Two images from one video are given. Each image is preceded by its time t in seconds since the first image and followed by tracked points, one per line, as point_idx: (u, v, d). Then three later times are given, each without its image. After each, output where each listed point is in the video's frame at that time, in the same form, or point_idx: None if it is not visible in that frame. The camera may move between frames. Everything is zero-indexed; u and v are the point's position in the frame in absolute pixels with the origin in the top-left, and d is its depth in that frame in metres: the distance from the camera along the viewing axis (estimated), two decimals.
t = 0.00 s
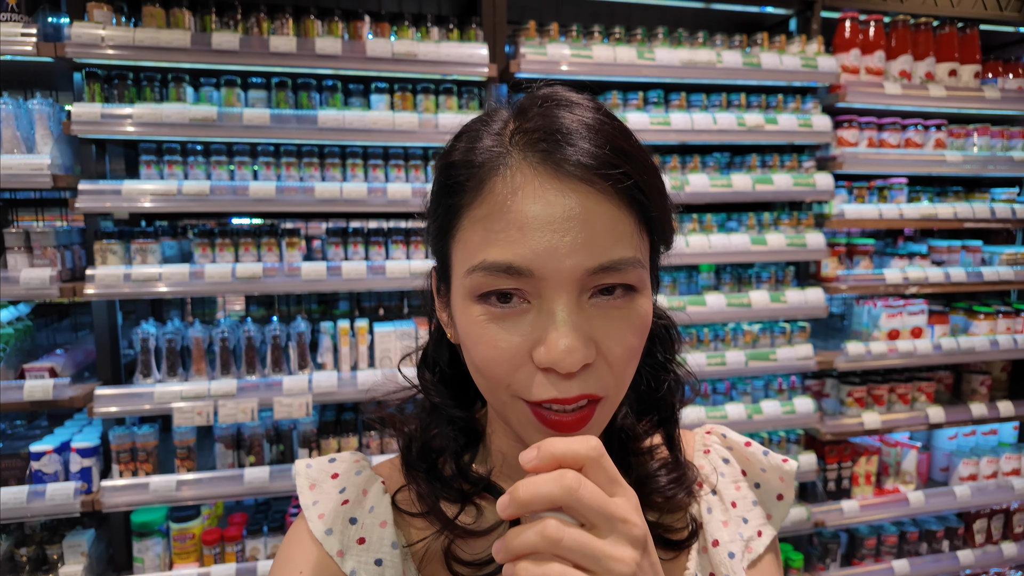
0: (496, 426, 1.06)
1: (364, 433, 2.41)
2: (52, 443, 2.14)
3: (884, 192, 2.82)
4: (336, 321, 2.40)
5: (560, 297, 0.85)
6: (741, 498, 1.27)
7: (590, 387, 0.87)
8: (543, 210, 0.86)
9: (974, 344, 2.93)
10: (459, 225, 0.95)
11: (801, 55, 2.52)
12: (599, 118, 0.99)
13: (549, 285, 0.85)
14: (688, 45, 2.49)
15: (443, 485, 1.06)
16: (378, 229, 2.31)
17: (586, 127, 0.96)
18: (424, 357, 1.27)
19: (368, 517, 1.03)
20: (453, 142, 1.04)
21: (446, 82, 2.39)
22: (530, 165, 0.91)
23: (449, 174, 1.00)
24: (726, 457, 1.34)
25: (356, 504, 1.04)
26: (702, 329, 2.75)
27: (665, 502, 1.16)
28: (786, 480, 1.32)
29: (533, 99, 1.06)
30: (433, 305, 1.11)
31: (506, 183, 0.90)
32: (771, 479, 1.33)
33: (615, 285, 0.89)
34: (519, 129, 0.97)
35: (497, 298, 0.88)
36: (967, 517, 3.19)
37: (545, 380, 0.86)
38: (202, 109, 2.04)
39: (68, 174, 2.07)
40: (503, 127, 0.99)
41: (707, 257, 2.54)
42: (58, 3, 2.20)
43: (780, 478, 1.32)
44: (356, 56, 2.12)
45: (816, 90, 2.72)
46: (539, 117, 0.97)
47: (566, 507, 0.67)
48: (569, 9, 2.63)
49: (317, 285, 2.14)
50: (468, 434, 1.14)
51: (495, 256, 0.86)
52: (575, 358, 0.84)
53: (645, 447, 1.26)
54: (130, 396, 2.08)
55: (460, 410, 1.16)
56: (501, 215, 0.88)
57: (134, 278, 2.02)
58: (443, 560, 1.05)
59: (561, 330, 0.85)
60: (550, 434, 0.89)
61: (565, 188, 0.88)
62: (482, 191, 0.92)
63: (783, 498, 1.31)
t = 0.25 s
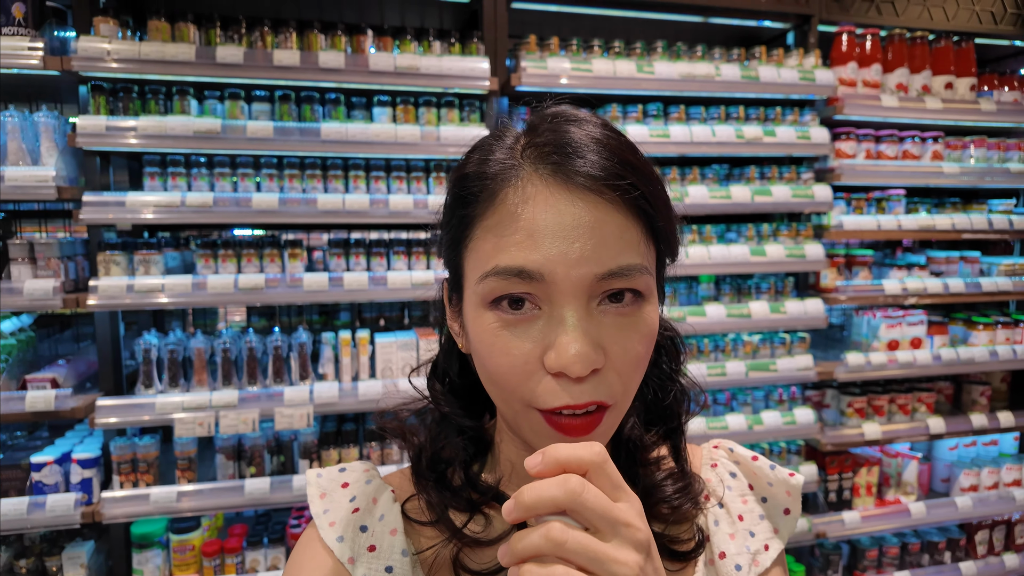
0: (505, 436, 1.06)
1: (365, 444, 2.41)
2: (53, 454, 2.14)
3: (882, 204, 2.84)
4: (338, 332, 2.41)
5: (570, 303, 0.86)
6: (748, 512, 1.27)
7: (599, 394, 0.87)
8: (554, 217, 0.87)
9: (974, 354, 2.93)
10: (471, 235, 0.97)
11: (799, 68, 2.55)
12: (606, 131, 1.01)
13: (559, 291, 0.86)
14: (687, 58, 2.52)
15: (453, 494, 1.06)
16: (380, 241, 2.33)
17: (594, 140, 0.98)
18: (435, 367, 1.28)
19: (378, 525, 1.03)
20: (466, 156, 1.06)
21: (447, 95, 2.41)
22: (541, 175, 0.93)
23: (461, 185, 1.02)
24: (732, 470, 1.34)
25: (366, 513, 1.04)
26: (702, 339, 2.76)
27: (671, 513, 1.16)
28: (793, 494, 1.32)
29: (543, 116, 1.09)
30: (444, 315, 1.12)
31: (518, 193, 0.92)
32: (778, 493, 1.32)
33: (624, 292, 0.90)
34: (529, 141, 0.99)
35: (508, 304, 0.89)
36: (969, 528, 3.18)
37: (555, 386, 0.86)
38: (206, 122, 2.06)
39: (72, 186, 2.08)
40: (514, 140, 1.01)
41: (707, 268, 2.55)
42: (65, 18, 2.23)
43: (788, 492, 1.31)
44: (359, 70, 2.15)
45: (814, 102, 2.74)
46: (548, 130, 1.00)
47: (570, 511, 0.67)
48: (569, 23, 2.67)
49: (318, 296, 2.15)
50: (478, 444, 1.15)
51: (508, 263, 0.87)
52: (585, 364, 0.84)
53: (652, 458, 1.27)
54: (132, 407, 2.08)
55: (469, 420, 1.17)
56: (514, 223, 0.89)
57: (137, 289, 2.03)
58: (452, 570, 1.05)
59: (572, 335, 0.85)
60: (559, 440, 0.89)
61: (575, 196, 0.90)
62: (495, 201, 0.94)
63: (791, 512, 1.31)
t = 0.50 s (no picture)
0: (503, 445, 1.03)
1: (362, 454, 2.38)
2: (45, 464, 2.11)
3: (882, 211, 2.83)
4: (335, 341, 2.38)
5: (578, 302, 0.85)
6: (750, 523, 1.25)
7: (605, 397, 0.85)
8: (564, 213, 0.86)
9: (976, 362, 2.91)
10: (477, 234, 0.95)
11: (798, 76, 2.55)
12: (613, 135, 1.00)
13: (567, 289, 0.84)
14: (687, 66, 2.51)
15: (449, 508, 1.04)
16: (378, 248, 2.31)
17: (602, 142, 0.97)
18: (433, 376, 1.27)
19: (372, 542, 1.01)
20: (473, 157, 1.05)
21: (446, 102, 2.40)
22: (550, 173, 0.91)
23: (467, 186, 1.00)
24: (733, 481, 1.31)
25: (361, 530, 1.01)
26: (702, 347, 2.74)
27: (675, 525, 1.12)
28: (796, 504, 1.28)
29: (550, 121, 1.08)
30: (444, 319, 1.10)
31: (526, 191, 0.91)
32: (780, 503, 1.28)
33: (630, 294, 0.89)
34: (537, 142, 0.98)
35: (515, 303, 0.87)
36: (973, 539, 3.15)
37: (560, 387, 0.84)
38: (203, 129, 2.04)
39: (67, 194, 2.07)
40: (522, 142, 1.00)
41: (707, 276, 2.53)
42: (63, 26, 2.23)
43: (790, 503, 1.27)
44: (357, 77, 2.14)
45: (814, 110, 2.74)
46: (556, 132, 0.99)
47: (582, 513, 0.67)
48: (568, 31, 2.66)
49: (315, 304, 2.13)
50: (474, 455, 1.11)
51: (516, 259, 0.85)
52: (592, 364, 0.82)
53: (651, 470, 1.23)
54: (125, 417, 2.06)
55: (466, 430, 1.14)
56: (522, 220, 0.88)
57: (131, 297, 2.01)
58: None
59: (579, 335, 0.84)
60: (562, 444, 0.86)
61: (584, 194, 0.88)
62: (502, 199, 0.92)
63: (794, 524, 1.26)
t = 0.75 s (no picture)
0: (514, 444, 1.01)
1: (366, 456, 2.37)
2: (48, 467, 2.10)
3: (886, 213, 2.83)
4: (339, 342, 2.38)
5: (597, 295, 0.84)
6: (756, 515, 1.24)
7: (624, 390, 0.85)
8: (584, 208, 0.86)
9: (980, 364, 2.91)
10: (494, 229, 0.94)
11: (803, 78, 2.54)
12: (627, 134, 1.01)
13: (588, 282, 0.84)
14: (691, 67, 2.51)
15: (460, 510, 1.03)
16: (382, 250, 2.30)
17: (617, 140, 0.98)
18: (438, 374, 1.24)
19: (386, 546, 1.00)
20: (486, 153, 1.04)
21: (450, 103, 2.40)
22: (568, 169, 0.92)
23: (482, 182, 1.00)
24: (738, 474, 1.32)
25: (373, 534, 1.02)
26: (706, 349, 2.73)
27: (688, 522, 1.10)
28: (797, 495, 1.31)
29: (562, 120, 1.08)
30: (454, 316, 1.09)
31: (544, 185, 0.91)
32: (783, 494, 1.31)
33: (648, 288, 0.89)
34: (553, 139, 0.98)
35: (534, 296, 0.87)
36: (977, 540, 3.14)
37: (580, 380, 0.83)
38: (207, 130, 2.04)
39: (71, 195, 2.06)
40: (537, 138, 1.00)
41: (711, 277, 2.53)
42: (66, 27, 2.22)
43: (793, 493, 1.30)
44: (361, 78, 2.13)
45: (818, 111, 2.74)
46: (571, 128, 0.99)
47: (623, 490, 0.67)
48: (572, 33, 2.66)
49: (320, 306, 2.12)
50: (484, 456, 1.12)
51: (537, 252, 0.85)
52: (613, 357, 0.82)
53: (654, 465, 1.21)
54: (129, 419, 2.05)
55: (475, 430, 1.14)
56: (541, 214, 0.88)
57: (135, 299, 2.00)
58: None
59: (599, 329, 0.83)
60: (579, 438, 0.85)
61: (602, 189, 0.89)
62: (520, 194, 0.92)
63: (797, 514, 1.29)
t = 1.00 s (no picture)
0: (501, 442, 1.02)
1: (362, 459, 2.37)
2: (44, 469, 2.09)
3: (883, 215, 2.83)
4: (336, 345, 2.38)
5: (588, 292, 0.85)
6: (739, 508, 1.24)
7: (616, 385, 0.85)
8: (573, 206, 0.87)
9: (977, 366, 2.91)
10: (484, 231, 0.95)
11: (800, 80, 2.55)
12: (609, 138, 1.02)
13: (579, 279, 0.84)
14: (688, 70, 2.52)
15: (449, 510, 1.03)
16: (379, 252, 2.31)
17: (600, 143, 0.99)
18: (425, 376, 1.25)
19: (376, 546, 1.00)
20: (472, 159, 1.05)
21: (447, 106, 2.40)
22: (555, 169, 0.93)
23: (470, 186, 1.00)
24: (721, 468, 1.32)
25: (363, 534, 1.01)
26: (704, 352, 2.73)
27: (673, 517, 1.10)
28: (779, 489, 1.33)
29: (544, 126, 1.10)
30: (442, 319, 1.09)
31: (532, 186, 0.91)
32: (766, 488, 1.32)
33: (634, 284, 0.89)
34: (538, 143, 0.99)
35: (526, 295, 0.87)
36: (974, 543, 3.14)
37: (573, 376, 0.83)
38: (204, 132, 2.04)
39: (67, 197, 2.06)
40: (522, 142, 1.01)
41: (708, 279, 2.53)
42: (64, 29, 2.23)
43: (775, 487, 1.31)
44: (359, 81, 2.13)
45: (814, 114, 2.74)
46: (555, 131, 1.00)
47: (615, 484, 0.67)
48: (569, 36, 2.67)
49: (317, 308, 2.12)
50: (472, 455, 1.11)
51: (528, 250, 0.85)
52: (606, 351, 0.82)
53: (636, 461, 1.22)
54: (126, 421, 2.05)
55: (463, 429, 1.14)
56: (530, 214, 0.88)
57: (132, 301, 2.00)
58: None
59: (590, 325, 0.84)
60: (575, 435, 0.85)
61: (589, 188, 0.90)
62: (508, 195, 0.93)
63: (778, 507, 1.31)
